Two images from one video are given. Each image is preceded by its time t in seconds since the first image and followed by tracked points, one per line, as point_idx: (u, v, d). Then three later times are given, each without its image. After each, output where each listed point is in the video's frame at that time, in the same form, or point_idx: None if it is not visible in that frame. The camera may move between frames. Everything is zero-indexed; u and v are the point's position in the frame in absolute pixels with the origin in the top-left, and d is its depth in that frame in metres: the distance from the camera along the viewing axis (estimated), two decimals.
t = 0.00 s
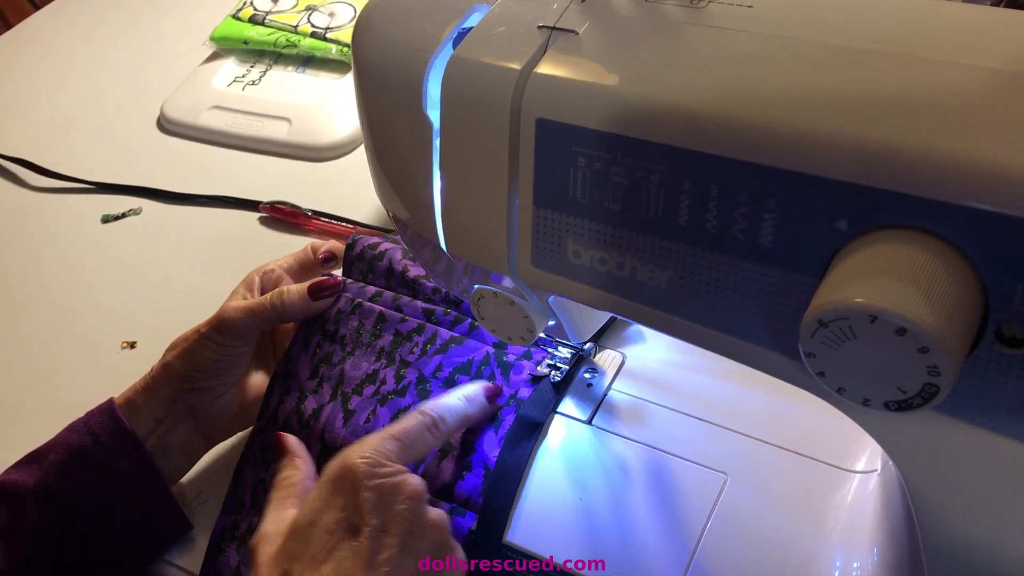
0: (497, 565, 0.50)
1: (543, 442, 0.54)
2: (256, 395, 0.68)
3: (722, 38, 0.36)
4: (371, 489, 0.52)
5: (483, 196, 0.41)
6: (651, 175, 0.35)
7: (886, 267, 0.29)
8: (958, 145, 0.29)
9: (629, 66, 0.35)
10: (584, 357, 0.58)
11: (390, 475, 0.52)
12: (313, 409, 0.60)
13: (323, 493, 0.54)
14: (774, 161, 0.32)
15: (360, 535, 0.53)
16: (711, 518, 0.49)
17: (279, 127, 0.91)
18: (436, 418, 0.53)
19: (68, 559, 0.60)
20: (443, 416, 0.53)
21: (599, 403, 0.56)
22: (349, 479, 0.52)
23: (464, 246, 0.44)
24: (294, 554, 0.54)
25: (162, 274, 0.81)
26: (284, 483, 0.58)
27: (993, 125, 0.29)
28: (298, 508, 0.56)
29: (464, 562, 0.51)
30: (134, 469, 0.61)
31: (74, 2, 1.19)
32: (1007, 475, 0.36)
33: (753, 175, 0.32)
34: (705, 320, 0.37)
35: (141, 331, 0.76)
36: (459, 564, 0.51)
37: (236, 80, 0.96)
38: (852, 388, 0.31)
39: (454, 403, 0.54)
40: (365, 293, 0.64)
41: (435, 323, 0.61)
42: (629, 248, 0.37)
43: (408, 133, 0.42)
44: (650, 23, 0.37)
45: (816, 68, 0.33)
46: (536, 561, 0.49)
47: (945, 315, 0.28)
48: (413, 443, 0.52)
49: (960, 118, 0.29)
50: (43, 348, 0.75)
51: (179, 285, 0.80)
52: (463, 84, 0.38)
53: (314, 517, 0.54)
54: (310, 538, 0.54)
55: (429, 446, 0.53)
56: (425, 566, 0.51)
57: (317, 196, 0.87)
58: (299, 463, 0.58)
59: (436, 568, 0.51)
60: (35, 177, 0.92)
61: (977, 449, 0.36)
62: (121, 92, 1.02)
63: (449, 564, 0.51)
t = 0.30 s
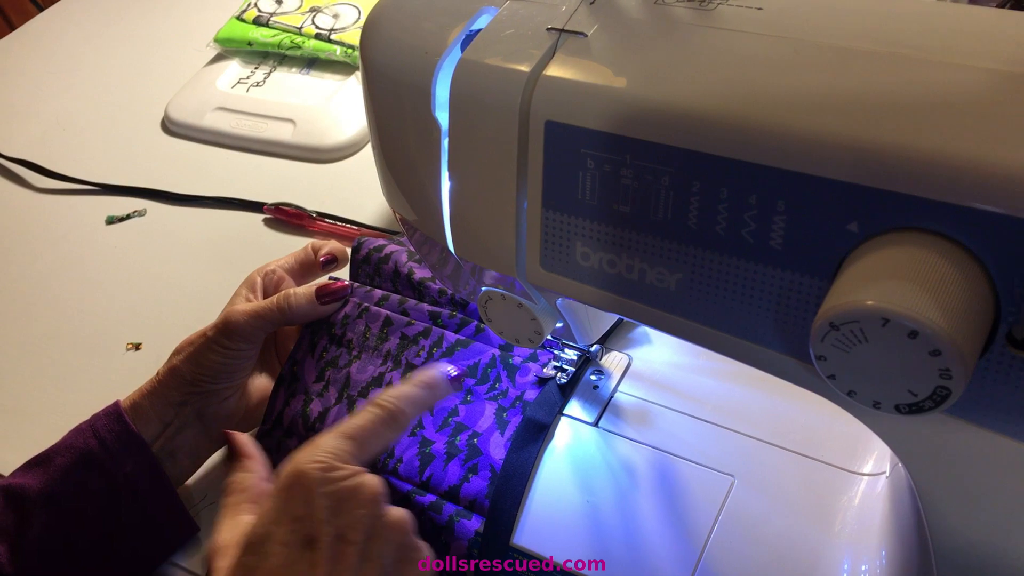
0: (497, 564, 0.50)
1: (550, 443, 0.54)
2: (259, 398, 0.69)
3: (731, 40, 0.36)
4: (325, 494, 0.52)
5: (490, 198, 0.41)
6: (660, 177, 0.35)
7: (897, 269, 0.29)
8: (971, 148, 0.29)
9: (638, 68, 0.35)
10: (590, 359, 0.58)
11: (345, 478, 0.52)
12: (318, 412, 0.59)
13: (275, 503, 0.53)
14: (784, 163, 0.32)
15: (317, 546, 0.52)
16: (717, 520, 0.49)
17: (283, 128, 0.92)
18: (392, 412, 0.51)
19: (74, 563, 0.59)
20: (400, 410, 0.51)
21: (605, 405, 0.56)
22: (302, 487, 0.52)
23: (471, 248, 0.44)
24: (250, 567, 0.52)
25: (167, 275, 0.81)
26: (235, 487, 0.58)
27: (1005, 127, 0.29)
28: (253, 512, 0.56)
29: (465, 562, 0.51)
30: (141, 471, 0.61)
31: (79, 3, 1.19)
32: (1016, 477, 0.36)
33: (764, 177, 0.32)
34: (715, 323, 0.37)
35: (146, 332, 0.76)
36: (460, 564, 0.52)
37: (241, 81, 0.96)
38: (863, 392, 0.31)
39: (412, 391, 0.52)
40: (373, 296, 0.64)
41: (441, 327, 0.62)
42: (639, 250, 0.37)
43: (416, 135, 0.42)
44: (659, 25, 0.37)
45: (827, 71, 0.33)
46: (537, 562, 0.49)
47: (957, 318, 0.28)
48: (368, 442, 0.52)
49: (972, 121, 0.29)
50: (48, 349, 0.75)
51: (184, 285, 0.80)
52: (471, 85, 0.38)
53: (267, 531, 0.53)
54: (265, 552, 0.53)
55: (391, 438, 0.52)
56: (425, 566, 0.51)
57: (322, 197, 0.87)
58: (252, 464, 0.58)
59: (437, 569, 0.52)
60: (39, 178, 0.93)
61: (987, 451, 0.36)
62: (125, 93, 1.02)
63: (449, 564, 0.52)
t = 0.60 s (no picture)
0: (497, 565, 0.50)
1: (551, 444, 0.54)
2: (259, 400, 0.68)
3: (732, 41, 0.36)
4: (377, 511, 0.51)
5: (490, 200, 0.41)
6: (662, 178, 0.35)
7: (898, 270, 0.29)
8: (973, 149, 0.29)
9: (640, 69, 0.35)
10: (591, 360, 0.58)
11: (395, 497, 0.51)
12: (320, 413, 0.60)
13: (329, 516, 0.53)
14: (786, 164, 0.32)
15: (367, 558, 0.52)
16: (719, 522, 0.49)
17: (284, 129, 0.92)
18: (442, 438, 0.53)
19: (75, 563, 0.60)
20: (449, 436, 0.53)
21: (606, 406, 0.56)
22: (354, 503, 0.52)
23: (472, 249, 0.44)
24: None
25: (168, 276, 0.81)
26: (290, 505, 0.57)
27: (1006, 128, 0.29)
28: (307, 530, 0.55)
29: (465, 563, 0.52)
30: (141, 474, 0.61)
31: (80, 4, 1.19)
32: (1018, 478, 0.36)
33: (765, 178, 0.32)
34: (716, 324, 0.37)
35: (147, 333, 0.76)
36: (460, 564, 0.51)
37: (241, 82, 0.96)
38: (865, 393, 0.31)
39: (459, 422, 0.53)
40: (375, 298, 0.65)
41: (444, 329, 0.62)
42: (640, 251, 0.37)
43: (417, 136, 0.42)
44: (660, 26, 0.37)
45: (828, 72, 0.33)
46: (536, 562, 0.49)
47: (960, 320, 0.28)
48: (419, 464, 0.52)
49: (974, 122, 0.29)
50: (49, 349, 0.75)
51: (185, 286, 0.80)
52: (472, 87, 0.38)
53: (319, 542, 0.53)
54: (316, 563, 0.53)
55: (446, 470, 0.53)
56: (425, 566, 0.51)
57: (323, 198, 0.87)
58: (306, 484, 0.58)
59: (436, 569, 0.50)
60: (39, 178, 0.93)
61: (988, 453, 0.36)
62: (126, 94, 1.02)
63: (449, 564, 0.50)
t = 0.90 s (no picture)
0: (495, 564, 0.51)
1: (548, 442, 0.53)
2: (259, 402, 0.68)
3: (729, 39, 0.36)
4: (400, 509, 0.53)
5: (487, 198, 0.41)
6: (658, 176, 0.35)
7: (894, 267, 0.29)
8: (970, 146, 0.29)
9: (636, 67, 0.35)
10: (590, 358, 0.58)
11: (417, 495, 0.53)
12: (319, 412, 0.60)
13: (352, 511, 0.55)
14: (782, 161, 0.32)
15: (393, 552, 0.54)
16: (718, 520, 0.49)
17: (283, 128, 0.92)
18: (453, 433, 0.53)
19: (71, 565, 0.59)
20: (459, 431, 0.53)
21: (605, 405, 0.56)
22: (377, 501, 0.53)
23: (470, 248, 0.44)
24: (323, 573, 0.55)
25: (167, 275, 0.81)
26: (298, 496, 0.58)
27: (1002, 125, 0.29)
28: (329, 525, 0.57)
29: (465, 562, 0.52)
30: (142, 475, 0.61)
31: (79, 4, 1.19)
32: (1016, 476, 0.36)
33: (762, 175, 0.32)
34: (713, 322, 0.37)
35: (146, 332, 0.76)
36: (459, 564, 0.52)
37: (240, 81, 0.96)
38: (861, 390, 0.31)
39: (468, 416, 0.53)
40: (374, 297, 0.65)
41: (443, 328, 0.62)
42: (637, 249, 0.37)
43: (414, 134, 0.42)
44: (657, 24, 0.37)
45: (825, 69, 0.33)
46: (535, 561, 0.49)
47: (955, 317, 0.28)
48: (436, 458, 0.52)
49: (971, 119, 0.29)
50: (48, 349, 0.75)
51: (184, 286, 0.80)
52: (470, 85, 0.38)
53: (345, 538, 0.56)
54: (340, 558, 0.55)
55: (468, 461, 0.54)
56: (425, 566, 0.53)
57: (322, 197, 0.87)
58: (314, 472, 0.58)
59: (437, 568, 0.53)
60: (38, 178, 0.92)
61: (987, 451, 0.36)
62: (125, 93, 1.02)
63: (449, 564, 0.52)
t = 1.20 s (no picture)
0: (497, 564, 0.51)
1: (549, 440, 0.54)
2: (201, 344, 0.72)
3: (726, 35, 0.36)
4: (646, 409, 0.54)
5: (486, 195, 0.41)
6: (655, 171, 0.35)
7: (891, 263, 0.29)
8: (969, 142, 0.29)
9: (634, 63, 0.35)
10: (588, 355, 0.57)
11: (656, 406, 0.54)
12: (316, 417, 0.61)
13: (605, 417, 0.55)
14: (780, 157, 0.32)
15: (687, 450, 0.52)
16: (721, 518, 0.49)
17: (282, 126, 0.92)
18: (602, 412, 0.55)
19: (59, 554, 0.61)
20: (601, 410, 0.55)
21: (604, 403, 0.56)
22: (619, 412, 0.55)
23: (469, 246, 0.44)
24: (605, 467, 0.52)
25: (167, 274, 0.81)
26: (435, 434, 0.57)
27: (1000, 120, 0.29)
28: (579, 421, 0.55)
29: (464, 562, 0.53)
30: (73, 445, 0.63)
31: (78, 3, 1.19)
32: (1013, 472, 0.36)
33: (758, 170, 0.32)
34: (711, 318, 0.37)
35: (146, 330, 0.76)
36: (459, 563, 0.53)
37: (239, 80, 0.96)
38: (858, 384, 0.31)
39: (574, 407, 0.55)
40: (366, 287, 0.68)
41: (437, 322, 0.64)
42: (636, 245, 0.37)
43: (412, 131, 0.42)
44: (654, 20, 0.37)
45: (821, 65, 0.33)
46: (537, 562, 0.50)
47: (952, 312, 0.28)
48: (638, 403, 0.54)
49: (969, 115, 0.29)
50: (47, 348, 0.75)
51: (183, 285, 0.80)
52: (468, 81, 0.38)
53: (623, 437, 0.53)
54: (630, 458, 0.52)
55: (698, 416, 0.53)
56: (425, 566, 0.54)
57: (322, 195, 0.87)
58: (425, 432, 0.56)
59: (436, 568, 0.53)
60: (37, 176, 0.92)
61: (985, 448, 0.36)
62: (124, 92, 1.02)
63: (449, 563, 0.53)
